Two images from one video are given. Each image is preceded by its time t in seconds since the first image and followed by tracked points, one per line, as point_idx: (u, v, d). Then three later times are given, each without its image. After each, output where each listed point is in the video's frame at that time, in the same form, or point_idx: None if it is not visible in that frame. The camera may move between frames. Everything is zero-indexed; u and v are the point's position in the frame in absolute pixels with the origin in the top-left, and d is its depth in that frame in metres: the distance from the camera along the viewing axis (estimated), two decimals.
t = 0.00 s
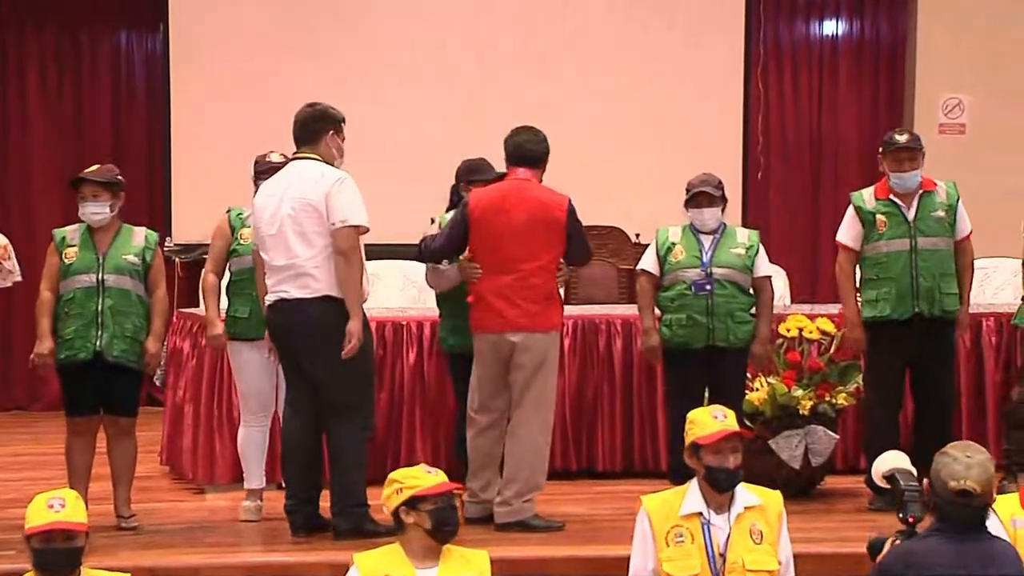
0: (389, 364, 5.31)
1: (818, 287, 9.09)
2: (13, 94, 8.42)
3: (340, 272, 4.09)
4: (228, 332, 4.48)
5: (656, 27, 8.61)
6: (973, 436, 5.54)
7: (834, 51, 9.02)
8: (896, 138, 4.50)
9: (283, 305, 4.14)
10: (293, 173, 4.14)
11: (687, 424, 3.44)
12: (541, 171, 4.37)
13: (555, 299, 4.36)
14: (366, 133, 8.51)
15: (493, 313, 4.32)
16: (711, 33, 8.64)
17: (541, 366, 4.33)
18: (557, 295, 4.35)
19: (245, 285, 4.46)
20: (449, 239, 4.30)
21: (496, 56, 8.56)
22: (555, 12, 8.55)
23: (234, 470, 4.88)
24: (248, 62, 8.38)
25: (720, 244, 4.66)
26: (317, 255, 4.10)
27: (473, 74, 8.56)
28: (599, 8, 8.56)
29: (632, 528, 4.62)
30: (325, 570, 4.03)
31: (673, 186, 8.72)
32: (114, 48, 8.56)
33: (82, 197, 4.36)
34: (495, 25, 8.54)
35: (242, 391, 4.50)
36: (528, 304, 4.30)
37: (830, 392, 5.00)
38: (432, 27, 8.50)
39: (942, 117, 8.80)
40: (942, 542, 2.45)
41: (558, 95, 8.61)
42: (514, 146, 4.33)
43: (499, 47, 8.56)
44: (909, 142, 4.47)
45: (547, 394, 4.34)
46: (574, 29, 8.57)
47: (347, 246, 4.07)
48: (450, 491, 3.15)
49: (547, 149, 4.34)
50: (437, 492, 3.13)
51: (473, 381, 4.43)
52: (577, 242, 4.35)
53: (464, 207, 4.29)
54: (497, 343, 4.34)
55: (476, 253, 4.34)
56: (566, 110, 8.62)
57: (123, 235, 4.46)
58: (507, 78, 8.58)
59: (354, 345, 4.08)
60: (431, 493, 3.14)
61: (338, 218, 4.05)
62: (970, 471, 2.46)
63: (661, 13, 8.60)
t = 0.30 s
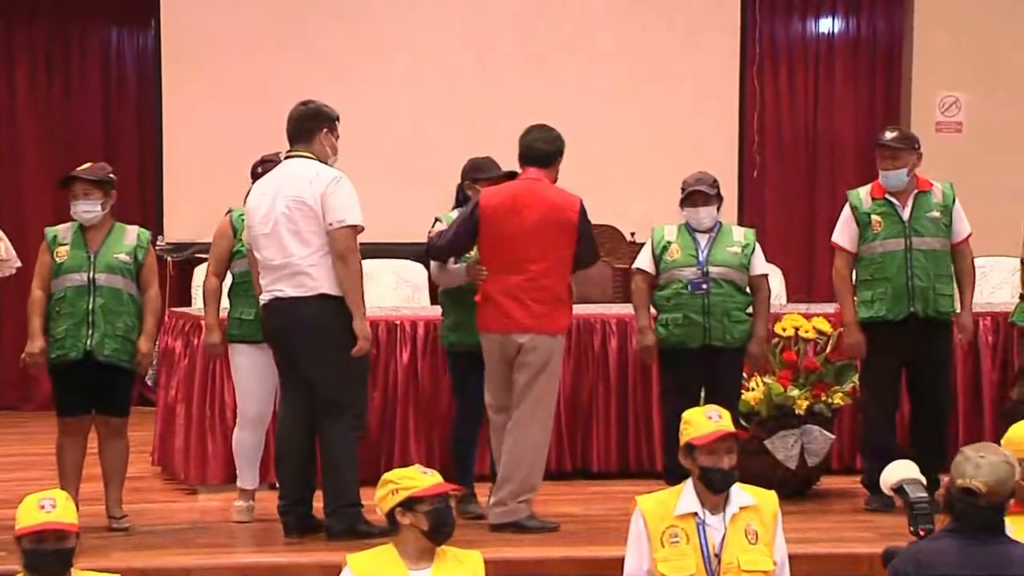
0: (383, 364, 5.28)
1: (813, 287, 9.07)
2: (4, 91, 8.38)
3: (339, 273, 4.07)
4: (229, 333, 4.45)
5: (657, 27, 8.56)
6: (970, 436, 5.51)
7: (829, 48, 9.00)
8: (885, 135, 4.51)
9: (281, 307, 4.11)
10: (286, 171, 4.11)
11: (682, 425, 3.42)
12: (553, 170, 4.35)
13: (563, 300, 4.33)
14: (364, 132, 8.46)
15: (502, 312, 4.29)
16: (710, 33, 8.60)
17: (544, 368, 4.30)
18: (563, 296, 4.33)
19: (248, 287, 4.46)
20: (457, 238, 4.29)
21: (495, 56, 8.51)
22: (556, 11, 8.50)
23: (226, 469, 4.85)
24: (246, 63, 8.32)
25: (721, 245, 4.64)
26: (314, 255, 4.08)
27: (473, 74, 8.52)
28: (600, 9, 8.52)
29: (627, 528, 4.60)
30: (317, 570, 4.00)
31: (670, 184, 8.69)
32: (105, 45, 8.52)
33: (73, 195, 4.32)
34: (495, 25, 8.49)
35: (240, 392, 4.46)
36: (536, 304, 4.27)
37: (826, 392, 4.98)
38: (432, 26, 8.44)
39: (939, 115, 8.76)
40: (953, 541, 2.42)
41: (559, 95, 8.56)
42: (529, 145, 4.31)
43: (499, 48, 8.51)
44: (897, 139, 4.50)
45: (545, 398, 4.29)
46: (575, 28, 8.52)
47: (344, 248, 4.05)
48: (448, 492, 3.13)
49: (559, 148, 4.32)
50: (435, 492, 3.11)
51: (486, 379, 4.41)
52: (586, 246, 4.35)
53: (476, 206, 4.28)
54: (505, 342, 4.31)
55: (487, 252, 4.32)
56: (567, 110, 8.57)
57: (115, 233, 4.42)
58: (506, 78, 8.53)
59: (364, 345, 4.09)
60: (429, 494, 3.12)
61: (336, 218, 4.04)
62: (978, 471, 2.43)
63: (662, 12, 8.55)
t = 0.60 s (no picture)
0: (374, 363, 5.24)
1: (808, 285, 9.03)
2: None
3: (331, 272, 4.03)
4: (224, 333, 4.40)
5: (656, 27, 8.53)
6: (964, 435, 5.47)
7: (824, 45, 8.97)
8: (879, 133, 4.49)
9: (273, 308, 4.07)
10: (277, 169, 4.09)
11: (674, 425, 3.39)
12: (553, 169, 4.34)
13: (566, 300, 4.30)
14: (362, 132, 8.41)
15: (505, 315, 4.29)
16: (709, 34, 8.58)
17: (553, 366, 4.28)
18: (564, 295, 4.29)
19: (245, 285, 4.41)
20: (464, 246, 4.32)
21: (495, 57, 8.48)
22: (556, 11, 8.47)
23: (216, 470, 4.82)
24: (245, 63, 8.26)
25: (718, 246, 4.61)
26: (306, 254, 4.04)
27: (473, 75, 8.48)
28: (599, 9, 8.48)
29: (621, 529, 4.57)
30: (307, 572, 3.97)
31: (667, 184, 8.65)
32: (94, 42, 8.49)
33: (63, 193, 4.29)
34: (496, 25, 8.45)
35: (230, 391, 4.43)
36: (536, 304, 4.26)
37: (820, 391, 4.95)
38: (432, 26, 8.40)
39: (933, 113, 8.73)
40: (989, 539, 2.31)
41: (559, 95, 8.52)
42: (530, 146, 4.35)
43: (499, 48, 8.48)
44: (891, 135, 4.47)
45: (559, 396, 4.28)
46: (575, 28, 8.48)
47: (336, 246, 4.01)
48: (440, 492, 3.10)
49: (560, 146, 4.32)
50: (427, 492, 3.08)
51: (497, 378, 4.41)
52: (593, 248, 4.27)
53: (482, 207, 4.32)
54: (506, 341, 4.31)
55: (491, 253, 4.34)
56: (567, 111, 8.52)
57: (105, 231, 4.39)
58: (506, 78, 8.49)
59: (354, 343, 4.05)
60: (422, 494, 3.08)
61: (327, 215, 4.00)
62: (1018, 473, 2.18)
63: (661, 12, 8.52)
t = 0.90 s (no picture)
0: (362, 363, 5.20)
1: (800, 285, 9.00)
2: None
3: (333, 275, 3.98)
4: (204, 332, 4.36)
5: (656, 27, 8.48)
6: (956, 437, 5.45)
7: (815, 44, 8.93)
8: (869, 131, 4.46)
9: (275, 311, 4.04)
10: (281, 171, 4.06)
11: (665, 425, 3.36)
12: (562, 167, 4.31)
13: (573, 299, 4.25)
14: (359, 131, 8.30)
15: (515, 315, 4.28)
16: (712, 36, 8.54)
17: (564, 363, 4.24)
18: (569, 295, 4.24)
19: (229, 284, 4.37)
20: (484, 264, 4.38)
21: (494, 57, 8.39)
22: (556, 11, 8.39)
23: (202, 471, 4.79)
24: (240, 61, 8.14)
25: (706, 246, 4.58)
26: (307, 256, 4.00)
27: (472, 75, 8.39)
28: (599, 8, 8.42)
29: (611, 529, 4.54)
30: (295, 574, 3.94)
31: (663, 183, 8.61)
32: (79, 39, 8.45)
33: (48, 192, 4.24)
34: (495, 25, 8.36)
35: (213, 391, 4.39)
36: (542, 303, 4.23)
37: (811, 391, 4.93)
38: (431, 25, 8.30)
39: (925, 112, 8.71)
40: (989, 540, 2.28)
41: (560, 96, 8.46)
42: (539, 145, 4.32)
43: (498, 48, 8.39)
44: (883, 133, 4.44)
45: (576, 392, 4.24)
46: (575, 28, 8.41)
47: (339, 248, 3.96)
48: (430, 493, 3.06)
49: (567, 143, 4.29)
50: (418, 494, 3.04)
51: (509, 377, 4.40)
52: (595, 247, 4.16)
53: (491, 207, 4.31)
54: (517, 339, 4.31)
55: (500, 254, 4.33)
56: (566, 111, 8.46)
57: (91, 230, 4.35)
58: (506, 78, 8.41)
59: (360, 346, 3.98)
60: (412, 495, 3.04)
61: (330, 217, 3.96)
62: (1019, 472, 2.27)
63: (660, 11, 8.47)
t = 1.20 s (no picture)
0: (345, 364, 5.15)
1: (785, 285, 8.99)
2: None
3: (367, 284, 3.94)
4: (180, 332, 4.33)
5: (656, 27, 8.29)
6: (942, 437, 5.43)
7: (801, 43, 8.91)
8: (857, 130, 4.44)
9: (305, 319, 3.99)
10: (310, 176, 3.99)
11: (649, 427, 3.33)
12: (596, 171, 4.19)
13: (600, 306, 4.12)
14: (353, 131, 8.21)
15: (540, 318, 4.16)
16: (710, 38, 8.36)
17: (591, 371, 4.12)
18: (595, 302, 4.11)
19: (206, 285, 4.32)
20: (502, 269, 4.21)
21: (494, 57, 8.25)
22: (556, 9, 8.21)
23: (183, 473, 4.76)
24: (234, 61, 8.07)
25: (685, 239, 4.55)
26: (340, 263, 3.95)
27: (470, 75, 8.27)
28: (600, 8, 8.23)
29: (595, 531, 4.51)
30: None
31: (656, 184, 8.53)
32: (59, 37, 8.40)
33: (26, 191, 4.20)
34: (495, 25, 8.20)
35: (193, 393, 4.36)
36: (569, 306, 4.12)
37: (797, 392, 4.91)
38: (431, 25, 8.16)
39: (911, 111, 8.70)
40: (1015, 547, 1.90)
41: (562, 96, 8.31)
42: (571, 147, 4.20)
43: (498, 47, 8.24)
44: (870, 133, 4.41)
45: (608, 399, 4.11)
46: (575, 28, 8.23)
47: (372, 257, 3.93)
48: (413, 495, 3.02)
49: (602, 148, 4.17)
50: (402, 496, 3.00)
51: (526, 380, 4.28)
52: (625, 253, 4.03)
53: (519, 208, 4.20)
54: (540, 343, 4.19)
55: (523, 256, 4.20)
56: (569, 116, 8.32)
57: (71, 230, 4.32)
58: (506, 79, 8.29)
59: (393, 354, 3.97)
60: (395, 497, 3.00)
61: (363, 227, 3.92)
62: None
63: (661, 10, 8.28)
